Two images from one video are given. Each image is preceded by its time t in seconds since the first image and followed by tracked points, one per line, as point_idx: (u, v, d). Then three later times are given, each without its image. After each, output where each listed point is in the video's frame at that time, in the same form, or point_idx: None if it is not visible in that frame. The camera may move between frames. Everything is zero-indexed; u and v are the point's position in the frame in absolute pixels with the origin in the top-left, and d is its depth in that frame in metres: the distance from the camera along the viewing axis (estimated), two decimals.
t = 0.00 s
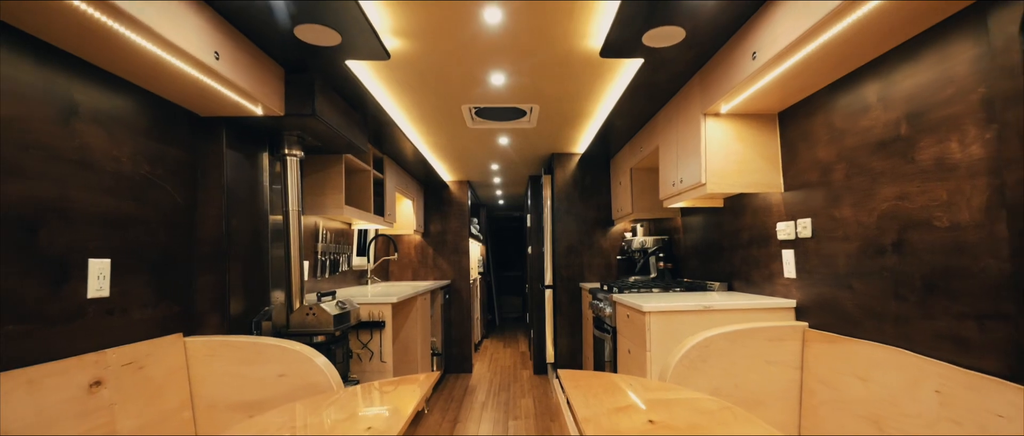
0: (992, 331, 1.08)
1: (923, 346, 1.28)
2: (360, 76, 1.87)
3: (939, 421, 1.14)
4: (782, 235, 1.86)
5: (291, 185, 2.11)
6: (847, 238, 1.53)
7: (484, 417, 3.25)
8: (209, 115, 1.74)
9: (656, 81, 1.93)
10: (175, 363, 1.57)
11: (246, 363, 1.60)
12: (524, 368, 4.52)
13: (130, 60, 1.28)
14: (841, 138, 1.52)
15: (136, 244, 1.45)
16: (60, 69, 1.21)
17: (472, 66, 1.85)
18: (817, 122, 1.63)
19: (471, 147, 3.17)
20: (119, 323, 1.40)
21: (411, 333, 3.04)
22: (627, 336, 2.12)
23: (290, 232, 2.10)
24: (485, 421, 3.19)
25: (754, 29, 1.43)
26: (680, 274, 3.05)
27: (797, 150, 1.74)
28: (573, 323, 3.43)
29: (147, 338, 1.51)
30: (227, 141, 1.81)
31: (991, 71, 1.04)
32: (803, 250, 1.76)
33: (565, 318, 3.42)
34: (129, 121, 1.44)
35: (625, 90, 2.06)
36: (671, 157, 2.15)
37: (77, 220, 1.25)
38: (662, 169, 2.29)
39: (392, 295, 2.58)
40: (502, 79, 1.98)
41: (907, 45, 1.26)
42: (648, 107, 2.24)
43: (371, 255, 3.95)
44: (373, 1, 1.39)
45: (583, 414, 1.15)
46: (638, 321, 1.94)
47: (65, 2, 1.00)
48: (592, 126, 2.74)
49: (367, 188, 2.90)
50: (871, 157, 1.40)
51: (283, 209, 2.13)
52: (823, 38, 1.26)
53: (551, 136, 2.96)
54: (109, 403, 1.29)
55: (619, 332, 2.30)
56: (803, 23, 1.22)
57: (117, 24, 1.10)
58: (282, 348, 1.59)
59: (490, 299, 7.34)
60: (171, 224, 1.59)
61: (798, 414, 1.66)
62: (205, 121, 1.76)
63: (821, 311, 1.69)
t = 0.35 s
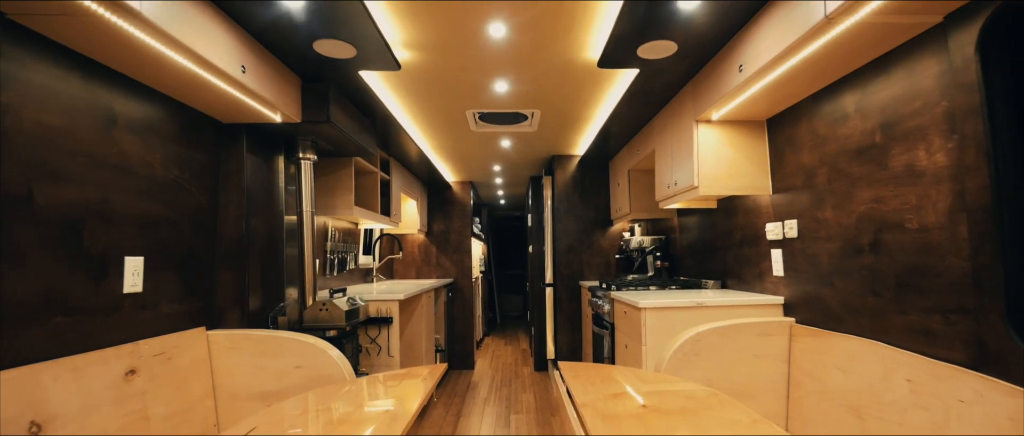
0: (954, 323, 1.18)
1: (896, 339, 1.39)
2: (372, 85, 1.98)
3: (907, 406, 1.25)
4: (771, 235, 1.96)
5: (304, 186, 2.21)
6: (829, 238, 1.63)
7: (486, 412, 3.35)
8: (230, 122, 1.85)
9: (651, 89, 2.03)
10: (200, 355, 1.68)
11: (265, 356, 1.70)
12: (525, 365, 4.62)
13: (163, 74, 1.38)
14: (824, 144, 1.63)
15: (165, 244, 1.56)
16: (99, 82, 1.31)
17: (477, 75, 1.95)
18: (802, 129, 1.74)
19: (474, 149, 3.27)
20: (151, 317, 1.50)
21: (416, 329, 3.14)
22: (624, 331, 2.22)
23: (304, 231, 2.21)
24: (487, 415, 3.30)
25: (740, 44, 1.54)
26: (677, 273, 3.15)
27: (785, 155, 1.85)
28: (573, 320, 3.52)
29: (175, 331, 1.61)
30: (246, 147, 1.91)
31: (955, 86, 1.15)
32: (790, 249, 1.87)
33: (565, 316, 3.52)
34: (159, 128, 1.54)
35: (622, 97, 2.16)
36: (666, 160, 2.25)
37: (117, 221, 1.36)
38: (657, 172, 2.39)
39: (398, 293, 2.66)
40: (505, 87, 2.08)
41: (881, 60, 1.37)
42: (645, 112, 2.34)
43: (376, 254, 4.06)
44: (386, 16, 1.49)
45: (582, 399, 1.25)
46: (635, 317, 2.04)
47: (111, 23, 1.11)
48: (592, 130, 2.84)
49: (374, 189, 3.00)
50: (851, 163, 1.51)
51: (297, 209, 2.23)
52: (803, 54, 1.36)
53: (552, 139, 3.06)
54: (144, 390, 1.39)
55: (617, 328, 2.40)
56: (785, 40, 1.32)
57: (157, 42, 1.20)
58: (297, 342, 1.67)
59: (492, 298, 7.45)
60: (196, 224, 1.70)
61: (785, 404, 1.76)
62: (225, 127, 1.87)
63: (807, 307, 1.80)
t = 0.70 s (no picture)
0: (930, 317, 1.27)
1: (878, 333, 1.47)
2: (381, 91, 2.07)
3: (885, 395, 1.33)
4: (763, 234, 2.05)
5: (315, 187, 2.30)
6: (817, 237, 1.72)
7: (488, 406, 3.43)
8: (246, 126, 1.94)
9: (649, 94, 2.12)
10: (219, 348, 1.76)
11: (280, 348, 1.77)
12: (526, 361, 4.71)
13: (188, 83, 1.47)
14: (812, 148, 1.72)
15: (187, 242, 1.65)
16: (129, 90, 1.40)
17: (481, 81, 2.03)
18: (793, 133, 1.82)
19: (477, 150, 3.36)
20: (174, 312, 1.59)
21: (421, 326, 3.23)
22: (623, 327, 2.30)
23: (315, 230, 2.29)
24: (490, 410, 3.39)
25: (732, 54, 1.62)
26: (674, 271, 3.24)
27: (776, 158, 1.94)
28: (573, 317, 3.60)
29: (196, 324, 1.70)
30: (260, 150, 2.00)
31: (931, 96, 1.24)
32: (781, 248, 1.95)
33: (565, 312, 3.60)
34: (182, 133, 1.63)
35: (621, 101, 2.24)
36: (663, 162, 2.33)
37: (144, 220, 1.45)
38: (655, 173, 2.48)
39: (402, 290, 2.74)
40: (508, 92, 2.17)
41: (865, 69, 1.45)
42: (643, 116, 2.43)
43: (381, 253, 4.14)
44: (396, 26, 1.57)
45: (580, 387, 1.34)
46: (633, 313, 2.13)
47: (143, 36, 1.20)
48: (592, 132, 2.93)
49: (380, 190, 3.09)
50: (837, 166, 1.59)
51: (308, 209, 2.32)
52: (789, 65, 1.44)
53: (553, 141, 3.15)
54: (168, 380, 1.48)
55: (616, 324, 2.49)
56: (772, 52, 1.40)
57: (183, 53, 1.29)
58: (310, 336, 1.74)
59: (493, 296, 7.53)
60: (214, 223, 1.78)
61: (776, 396, 1.84)
62: (241, 131, 1.96)
63: (797, 303, 1.88)
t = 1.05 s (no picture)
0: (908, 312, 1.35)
1: (862, 327, 1.56)
2: (389, 95, 2.15)
3: (867, 385, 1.42)
4: (757, 233, 2.13)
5: (325, 188, 2.38)
6: (806, 237, 1.80)
7: (491, 401, 3.52)
8: (260, 129, 2.02)
9: (647, 98, 2.20)
10: (236, 341, 1.85)
11: (294, 341, 1.85)
12: (528, 358, 4.80)
13: (210, 90, 1.56)
14: (802, 152, 1.80)
15: (207, 240, 1.73)
16: (155, 97, 1.49)
17: (486, 86, 2.12)
18: (784, 137, 1.90)
19: (480, 151, 3.44)
20: (195, 306, 1.68)
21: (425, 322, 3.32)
22: (621, 323, 2.39)
23: (325, 229, 2.38)
24: (493, 403, 3.48)
25: (725, 62, 1.70)
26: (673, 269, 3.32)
27: (769, 160, 2.02)
28: (574, 313, 3.68)
29: (215, 318, 1.79)
30: (274, 152, 2.08)
31: (910, 104, 1.33)
32: (773, 247, 2.03)
33: (566, 309, 3.68)
34: (203, 137, 1.72)
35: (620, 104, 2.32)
36: (662, 163, 2.41)
37: (168, 219, 1.54)
38: (654, 174, 2.55)
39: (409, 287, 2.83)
40: (512, 95, 2.25)
41: (850, 77, 1.54)
42: (642, 119, 2.51)
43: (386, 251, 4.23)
44: (405, 35, 1.65)
45: (580, 376, 1.43)
46: (631, 309, 2.22)
47: (172, 48, 1.28)
48: (592, 134, 3.01)
49: (386, 189, 3.17)
50: (825, 169, 1.68)
51: (318, 209, 2.40)
52: (779, 73, 1.52)
53: (555, 142, 3.23)
54: (191, 370, 1.57)
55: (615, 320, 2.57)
56: (762, 61, 1.48)
57: (208, 63, 1.37)
58: (323, 330, 1.83)
59: (496, 294, 7.62)
60: (231, 222, 1.87)
61: (767, 388, 1.93)
62: (255, 133, 2.04)
63: (788, 300, 1.96)
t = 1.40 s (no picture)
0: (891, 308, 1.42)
1: (849, 323, 1.63)
2: (395, 98, 2.22)
3: (853, 377, 1.49)
4: (751, 233, 2.20)
5: (333, 188, 2.46)
6: (798, 236, 1.87)
7: (493, 396, 3.59)
8: (271, 131, 2.10)
9: (645, 102, 2.27)
10: (250, 336, 1.93)
11: (305, 337, 1.93)
12: (530, 355, 4.87)
13: (226, 95, 1.63)
14: (794, 155, 1.87)
15: (223, 239, 1.81)
16: (175, 102, 1.57)
17: (489, 90, 2.19)
18: (777, 140, 1.97)
19: (483, 152, 3.51)
20: (211, 302, 1.76)
21: (430, 318, 3.40)
22: (620, 319, 2.46)
23: (334, 228, 2.45)
24: (495, 399, 3.56)
25: (720, 68, 1.77)
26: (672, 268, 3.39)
27: (763, 163, 2.09)
28: (575, 311, 3.75)
29: (230, 313, 1.87)
30: (285, 154, 2.16)
31: (894, 110, 1.40)
32: (767, 246, 2.10)
33: (567, 307, 3.76)
34: (219, 140, 1.79)
35: (620, 107, 2.40)
36: (660, 165, 2.48)
37: (187, 219, 1.61)
38: (652, 175, 2.62)
39: (414, 284, 2.90)
40: (514, 99, 2.32)
41: (839, 84, 1.61)
42: (641, 122, 2.59)
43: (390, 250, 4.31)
44: (412, 43, 1.72)
45: (579, 368, 1.51)
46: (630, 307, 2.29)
47: (193, 58, 1.36)
48: (593, 136, 3.08)
49: (392, 190, 3.25)
50: (815, 171, 1.75)
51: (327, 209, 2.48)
52: (770, 80, 1.59)
53: (556, 143, 3.30)
54: (209, 362, 1.64)
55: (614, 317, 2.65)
56: (754, 68, 1.55)
57: (227, 71, 1.45)
58: (332, 325, 1.90)
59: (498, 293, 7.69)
60: (244, 221, 1.95)
61: (761, 382, 2.00)
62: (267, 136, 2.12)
63: (780, 297, 2.04)
